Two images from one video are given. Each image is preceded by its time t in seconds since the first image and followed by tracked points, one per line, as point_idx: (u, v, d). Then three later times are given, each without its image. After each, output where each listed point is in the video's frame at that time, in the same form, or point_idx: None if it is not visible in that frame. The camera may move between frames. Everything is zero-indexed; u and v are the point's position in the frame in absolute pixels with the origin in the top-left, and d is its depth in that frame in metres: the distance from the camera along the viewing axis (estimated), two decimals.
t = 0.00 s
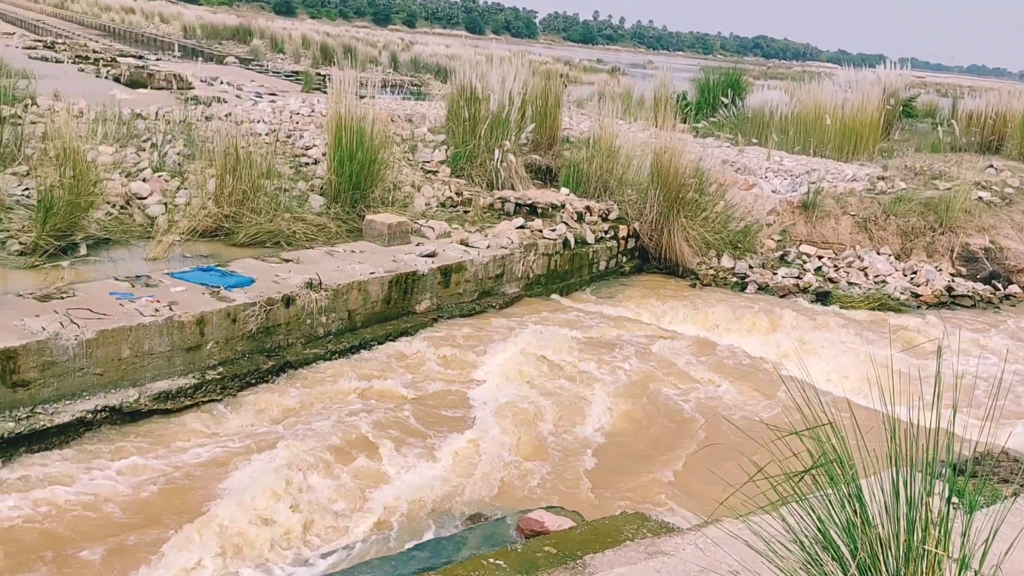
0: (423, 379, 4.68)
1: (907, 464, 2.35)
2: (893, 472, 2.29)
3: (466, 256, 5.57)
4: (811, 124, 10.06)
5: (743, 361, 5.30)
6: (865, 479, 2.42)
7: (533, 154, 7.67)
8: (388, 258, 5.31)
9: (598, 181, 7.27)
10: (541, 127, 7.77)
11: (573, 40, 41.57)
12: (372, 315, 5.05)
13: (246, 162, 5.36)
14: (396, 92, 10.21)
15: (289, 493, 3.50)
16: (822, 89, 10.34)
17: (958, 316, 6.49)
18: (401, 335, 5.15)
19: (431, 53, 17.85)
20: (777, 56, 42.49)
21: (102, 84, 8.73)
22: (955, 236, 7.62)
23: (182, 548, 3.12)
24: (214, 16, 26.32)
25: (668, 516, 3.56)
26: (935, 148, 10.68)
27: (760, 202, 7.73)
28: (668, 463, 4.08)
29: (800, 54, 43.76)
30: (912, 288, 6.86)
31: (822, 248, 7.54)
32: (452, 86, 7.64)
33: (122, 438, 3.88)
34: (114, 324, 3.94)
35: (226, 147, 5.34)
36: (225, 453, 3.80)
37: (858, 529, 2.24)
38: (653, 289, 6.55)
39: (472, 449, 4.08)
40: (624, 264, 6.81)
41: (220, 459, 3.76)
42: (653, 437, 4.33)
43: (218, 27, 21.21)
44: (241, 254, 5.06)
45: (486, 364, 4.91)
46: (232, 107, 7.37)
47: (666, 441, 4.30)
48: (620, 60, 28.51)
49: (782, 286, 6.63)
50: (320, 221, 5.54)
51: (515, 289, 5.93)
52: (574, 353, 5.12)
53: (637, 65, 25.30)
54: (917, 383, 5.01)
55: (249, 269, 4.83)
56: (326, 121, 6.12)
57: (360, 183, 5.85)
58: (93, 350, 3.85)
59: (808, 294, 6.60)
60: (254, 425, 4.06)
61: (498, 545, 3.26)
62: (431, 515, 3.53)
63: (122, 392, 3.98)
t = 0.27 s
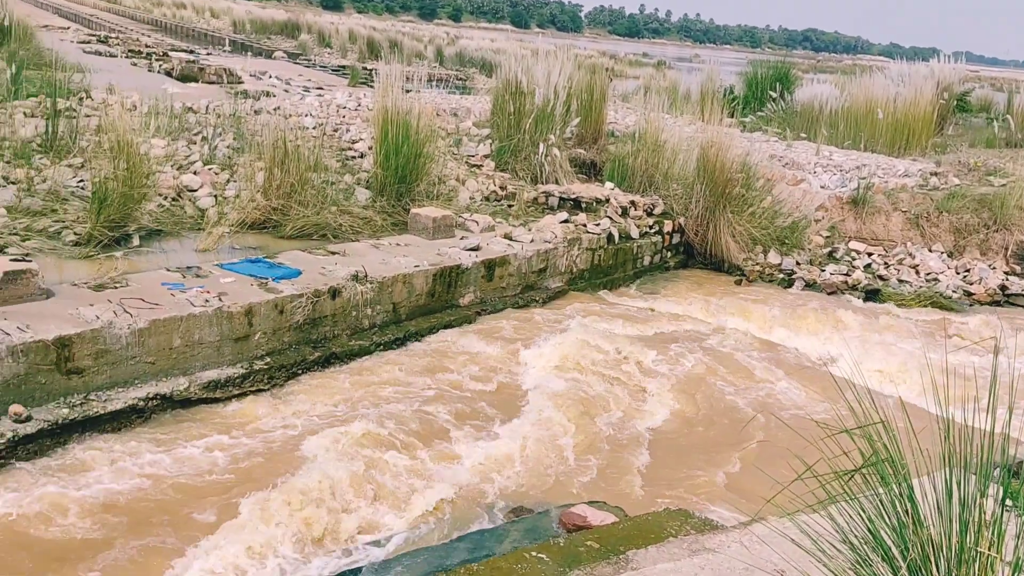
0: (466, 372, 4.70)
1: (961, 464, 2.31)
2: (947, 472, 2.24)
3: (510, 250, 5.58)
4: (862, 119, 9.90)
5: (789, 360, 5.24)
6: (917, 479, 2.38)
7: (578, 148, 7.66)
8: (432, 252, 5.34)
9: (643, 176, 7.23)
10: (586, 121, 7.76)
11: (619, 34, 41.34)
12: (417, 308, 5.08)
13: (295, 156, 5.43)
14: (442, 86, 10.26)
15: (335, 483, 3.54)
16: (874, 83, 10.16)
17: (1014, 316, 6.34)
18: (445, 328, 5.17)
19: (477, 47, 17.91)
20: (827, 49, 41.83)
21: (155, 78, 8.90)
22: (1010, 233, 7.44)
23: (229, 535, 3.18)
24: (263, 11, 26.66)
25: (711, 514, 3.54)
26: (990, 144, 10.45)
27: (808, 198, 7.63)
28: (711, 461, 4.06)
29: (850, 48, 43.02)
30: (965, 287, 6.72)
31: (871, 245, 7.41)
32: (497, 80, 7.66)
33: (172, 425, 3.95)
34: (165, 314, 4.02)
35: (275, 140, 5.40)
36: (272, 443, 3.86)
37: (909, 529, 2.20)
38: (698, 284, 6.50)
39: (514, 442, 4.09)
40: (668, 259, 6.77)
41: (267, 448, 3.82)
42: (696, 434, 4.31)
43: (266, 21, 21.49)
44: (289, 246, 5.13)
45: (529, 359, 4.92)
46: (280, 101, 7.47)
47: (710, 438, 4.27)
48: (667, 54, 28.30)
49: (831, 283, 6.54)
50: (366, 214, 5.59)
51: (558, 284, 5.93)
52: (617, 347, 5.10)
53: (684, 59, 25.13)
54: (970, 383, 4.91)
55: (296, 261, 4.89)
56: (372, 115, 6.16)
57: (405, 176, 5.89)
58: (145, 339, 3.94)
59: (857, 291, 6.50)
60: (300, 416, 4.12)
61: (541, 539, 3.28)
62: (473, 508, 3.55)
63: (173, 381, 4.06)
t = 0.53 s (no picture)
0: (508, 364, 4.71)
1: (1014, 466, 2.27)
2: (998, 473, 2.20)
3: (553, 243, 5.58)
4: (913, 113, 9.72)
5: (834, 357, 5.18)
6: (967, 481, 2.34)
7: (622, 141, 7.62)
8: (475, 244, 5.36)
9: (688, 169, 7.18)
10: (630, 114, 7.71)
11: (663, 26, 41.00)
12: (459, 300, 5.10)
13: (341, 148, 5.47)
14: (485, 78, 10.28)
15: (378, 472, 3.58)
16: (926, 76, 9.96)
17: None
18: (487, 321, 5.19)
19: (520, 39, 17.89)
20: (876, 41, 41.06)
21: (204, 71, 9.04)
22: None
23: (274, 522, 3.24)
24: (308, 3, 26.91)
25: (754, 511, 3.52)
26: None
27: (857, 192, 7.51)
28: (754, 459, 4.03)
29: (900, 40, 42.18)
30: (1018, 285, 6.57)
31: (921, 241, 7.27)
32: (541, 72, 7.65)
33: (220, 412, 4.03)
34: (213, 302, 4.09)
35: (321, 132, 5.45)
36: (317, 431, 3.91)
37: (959, 531, 2.16)
38: (742, 279, 6.44)
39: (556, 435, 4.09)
40: (712, 254, 6.71)
41: (311, 436, 3.87)
42: (738, 432, 4.27)
43: (311, 14, 21.69)
44: (334, 237, 5.19)
45: (571, 352, 4.92)
46: (326, 93, 7.54)
47: (753, 436, 4.23)
48: (712, 46, 28.01)
49: (879, 280, 6.45)
50: (410, 206, 5.63)
51: (600, 277, 5.91)
52: (659, 341, 5.08)
53: (729, 51, 24.85)
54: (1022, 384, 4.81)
55: (341, 252, 4.94)
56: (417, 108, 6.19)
57: (449, 168, 5.91)
58: (194, 327, 4.01)
59: (906, 288, 6.41)
60: (343, 406, 4.17)
61: (581, 532, 3.28)
62: (514, 501, 3.56)
63: (221, 368, 4.13)
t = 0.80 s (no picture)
0: (549, 355, 4.71)
1: None
2: None
3: (595, 235, 5.56)
4: (967, 105, 9.51)
5: (881, 354, 5.09)
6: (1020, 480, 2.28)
7: (666, 133, 7.55)
8: (517, 235, 5.36)
9: (733, 163, 7.06)
10: (675, 105, 7.64)
11: (709, 17, 40.55)
12: (501, 291, 5.11)
13: (385, 138, 5.50)
14: (529, 69, 10.27)
15: (419, 461, 3.61)
16: (980, 67, 9.74)
17: None
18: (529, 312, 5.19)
19: (564, 30, 17.82)
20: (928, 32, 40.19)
21: (252, 62, 9.15)
22: None
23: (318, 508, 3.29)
24: None
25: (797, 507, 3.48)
26: None
27: (907, 185, 7.38)
28: (797, 455, 3.98)
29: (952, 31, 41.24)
30: None
31: (973, 237, 7.12)
32: (585, 63, 7.61)
33: (265, 398, 4.09)
34: (259, 290, 4.15)
35: (366, 122, 5.48)
36: (360, 419, 3.95)
37: (1010, 530, 2.12)
38: (786, 273, 6.37)
39: (597, 426, 4.09)
40: (757, 247, 6.64)
41: (354, 423, 3.91)
42: (782, 427, 4.23)
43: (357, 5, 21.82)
44: (377, 227, 5.22)
45: (613, 344, 4.90)
46: (371, 84, 7.58)
47: (797, 432, 4.19)
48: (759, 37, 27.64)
49: (928, 276, 6.33)
50: (453, 197, 5.65)
51: (642, 270, 5.88)
52: (701, 335, 5.04)
53: (777, 42, 24.50)
54: None
55: (384, 242, 4.97)
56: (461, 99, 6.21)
57: (492, 159, 5.91)
58: (240, 314, 4.07)
59: (957, 284, 6.28)
60: (386, 394, 4.20)
61: (621, 525, 3.28)
62: (553, 493, 3.57)
63: (266, 355, 4.18)
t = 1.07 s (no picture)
0: (604, 344, 4.70)
1: None
2: None
3: (651, 224, 5.52)
4: None
5: (945, 350, 4.97)
6: None
7: (725, 122, 7.45)
8: (572, 224, 5.35)
9: (794, 152, 6.98)
10: (734, 93, 7.52)
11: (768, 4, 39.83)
12: (555, 279, 5.11)
13: (442, 126, 5.51)
14: (586, 57, 10.22)
15: (472, 447, 3.63)
16: None
17: None
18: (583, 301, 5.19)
19: (622, 18, 17.67)
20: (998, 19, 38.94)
21: (312, 50, 9.26)
22: None
23: (372, 490, 3.34)
24: None
25: (854, 504, 3.43)
26: None
27: (974, 177, 7.19)
28: (856, 450, 3.92)
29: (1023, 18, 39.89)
30: None
31: None
32: (643, 51, 7.53)
33: (322, 382, 4.15)
34: (318, 276, 4.21)
35: (423, 110, 5.51)
36: (414, 403, 3.99)
37: None
38: (847, 266, 6.25)
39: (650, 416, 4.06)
40: (817, 239, 6.52)
41: (409, 407, 3.95)
42: (841, 422, 4.16)
43: None
44: (434, 215, 5.26)
45: (668, 334, 4.87)
46: (428, 72, 7.62)
47: (855, 427, 4.12)
48: (821, 24, 27.06)
49: (995, 270, 6.16)
50: (508, 185, 5.66)
51: (699, 260, 5.83)
52: (758, 326, 4.98)
53: (839, 30, 23.97)
54: None
55: (440, 229, 5.00)
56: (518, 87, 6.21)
57: (548, 147, 5.90)
58: (300, 299, 4.14)
59: None
60: (440, 380, 4.23)
61: (673, 516, 3.27)
62: (606, 482, 3.57)
63: (324, 340, 4.25)
